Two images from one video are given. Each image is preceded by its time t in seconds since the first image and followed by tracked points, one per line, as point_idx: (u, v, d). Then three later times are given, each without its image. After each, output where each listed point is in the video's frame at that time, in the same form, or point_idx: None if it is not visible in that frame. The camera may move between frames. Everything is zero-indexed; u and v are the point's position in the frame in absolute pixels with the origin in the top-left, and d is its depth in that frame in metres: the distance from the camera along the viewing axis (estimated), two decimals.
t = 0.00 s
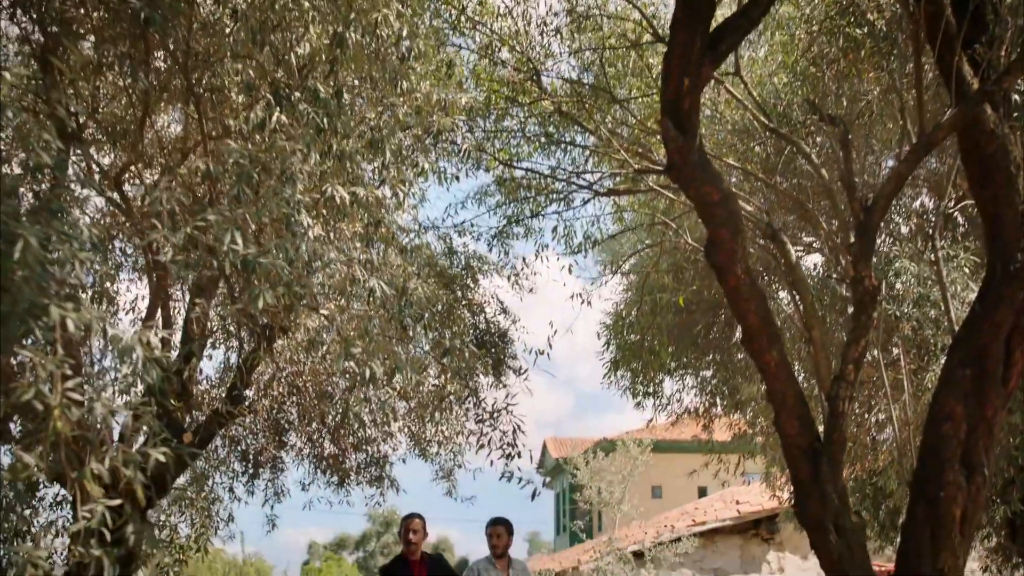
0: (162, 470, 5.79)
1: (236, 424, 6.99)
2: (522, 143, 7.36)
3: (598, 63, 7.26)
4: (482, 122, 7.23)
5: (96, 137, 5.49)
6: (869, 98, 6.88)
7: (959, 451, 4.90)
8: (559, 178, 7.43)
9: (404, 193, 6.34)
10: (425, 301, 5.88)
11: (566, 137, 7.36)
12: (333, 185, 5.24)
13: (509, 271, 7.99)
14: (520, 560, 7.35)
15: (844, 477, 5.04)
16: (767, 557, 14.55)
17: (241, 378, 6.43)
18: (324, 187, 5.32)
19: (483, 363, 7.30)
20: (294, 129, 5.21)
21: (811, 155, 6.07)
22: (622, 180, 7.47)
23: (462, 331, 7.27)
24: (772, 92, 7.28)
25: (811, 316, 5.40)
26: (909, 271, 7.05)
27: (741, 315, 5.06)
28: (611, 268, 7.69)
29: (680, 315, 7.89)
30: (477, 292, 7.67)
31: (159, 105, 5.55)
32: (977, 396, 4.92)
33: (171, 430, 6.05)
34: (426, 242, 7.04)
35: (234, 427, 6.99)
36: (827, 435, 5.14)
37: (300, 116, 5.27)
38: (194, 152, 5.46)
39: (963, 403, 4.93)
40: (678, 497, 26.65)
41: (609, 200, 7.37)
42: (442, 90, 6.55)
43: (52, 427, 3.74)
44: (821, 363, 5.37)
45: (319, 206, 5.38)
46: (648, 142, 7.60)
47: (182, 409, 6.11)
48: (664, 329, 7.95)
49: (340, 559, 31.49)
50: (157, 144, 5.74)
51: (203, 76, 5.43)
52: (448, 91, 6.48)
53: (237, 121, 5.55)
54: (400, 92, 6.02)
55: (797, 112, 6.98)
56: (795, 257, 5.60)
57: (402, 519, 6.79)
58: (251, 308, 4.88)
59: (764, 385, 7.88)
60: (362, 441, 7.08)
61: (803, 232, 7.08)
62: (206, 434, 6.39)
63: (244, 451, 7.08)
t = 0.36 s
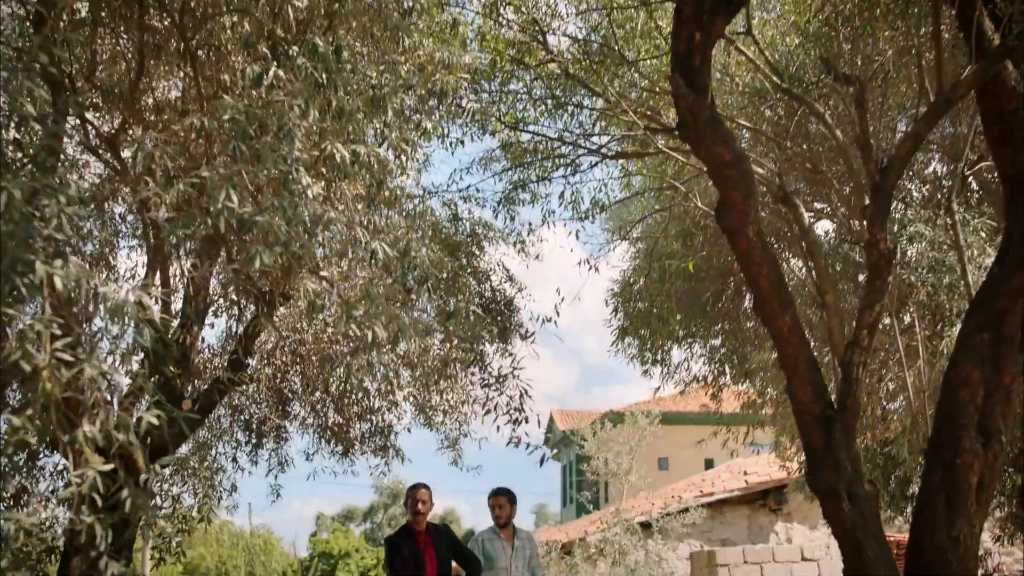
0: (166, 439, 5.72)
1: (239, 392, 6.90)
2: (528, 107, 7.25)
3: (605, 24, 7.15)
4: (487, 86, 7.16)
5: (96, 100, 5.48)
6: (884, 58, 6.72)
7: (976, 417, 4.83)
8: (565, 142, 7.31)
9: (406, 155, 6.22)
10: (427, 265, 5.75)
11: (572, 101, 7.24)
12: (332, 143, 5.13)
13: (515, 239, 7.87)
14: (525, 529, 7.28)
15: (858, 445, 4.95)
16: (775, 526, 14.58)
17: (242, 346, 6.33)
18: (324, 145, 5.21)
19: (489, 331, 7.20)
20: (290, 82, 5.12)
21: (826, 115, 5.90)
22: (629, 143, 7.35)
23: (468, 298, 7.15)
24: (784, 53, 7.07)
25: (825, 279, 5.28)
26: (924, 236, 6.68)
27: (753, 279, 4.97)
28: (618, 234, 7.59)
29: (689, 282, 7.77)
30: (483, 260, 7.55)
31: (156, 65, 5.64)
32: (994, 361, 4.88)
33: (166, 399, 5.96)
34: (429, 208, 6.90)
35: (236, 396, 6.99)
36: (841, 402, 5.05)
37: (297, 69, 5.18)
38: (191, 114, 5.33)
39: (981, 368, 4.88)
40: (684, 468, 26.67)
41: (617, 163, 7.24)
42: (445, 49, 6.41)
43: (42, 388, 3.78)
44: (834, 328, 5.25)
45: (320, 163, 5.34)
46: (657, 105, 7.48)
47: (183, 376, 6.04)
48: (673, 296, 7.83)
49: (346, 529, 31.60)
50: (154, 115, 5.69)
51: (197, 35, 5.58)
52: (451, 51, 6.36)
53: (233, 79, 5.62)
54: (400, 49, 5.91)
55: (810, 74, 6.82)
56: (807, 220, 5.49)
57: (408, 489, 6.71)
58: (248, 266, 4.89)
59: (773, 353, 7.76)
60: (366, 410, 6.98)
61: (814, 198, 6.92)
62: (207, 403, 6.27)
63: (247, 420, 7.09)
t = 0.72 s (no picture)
0: (170, 407, 5.65)
1: (243, 362, 6.80)
2: (537, 69, 7.13)
3: None
4: (496, 48, 6.95)
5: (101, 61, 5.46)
6: (904, 15, 6.53)
7: (997, 385, 4.72)
8: (576, 105, 7.19)
9: (413, 118, 6.10)
10: (432, 230, 5.77)
11: (582, 63, 7.12)
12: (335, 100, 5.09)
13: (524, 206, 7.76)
14: (533, 500, 7.19)
15: (876, 412, 4.84)
16: (785, 498, 14.92)
17: (247, 313, 6.24)
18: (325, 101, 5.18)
19: (497, 299, 7.09)
20: (289, 35, 5.04)
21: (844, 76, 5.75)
22: (640, 105, 7.23)
23: (476, 266, 7.01)
24: (800, 10, 6.84)
25: (842, 241, 5.16)
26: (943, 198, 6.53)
27: (768, 242, 4.86)
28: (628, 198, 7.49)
29: (701, 250, 7.62)
30: (491, 227, 7.42)
31: (154, 22, 5.67)
32: (1015, 326, 4.79)
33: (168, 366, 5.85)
34: (436, 173, 6.78)
35: (240, 365, 6.87)
36: (857, 369, 4.94)
37: (296, 22, 5.10)
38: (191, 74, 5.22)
39: (1001, 334, 4.78)
40: (692, 441, 26.69)
41: (628, 126, 7.09)
42: (449, 7, 6.29)
43: (25, 350, 3.66)
44: (851, 293, 5.13)
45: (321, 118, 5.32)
46: (669, 67, 7.33)
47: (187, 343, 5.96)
48: (684, 263, 7.67)
49: (354, 501, 31.64)
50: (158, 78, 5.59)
51: None
52: (456, 8, 6.25)
53: (232, 34, 5.43)
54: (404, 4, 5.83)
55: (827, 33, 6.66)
56: (823, 182, 5.37)
57: (418, 459, 6.62)
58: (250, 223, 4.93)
59: (787, 322, 7.63)
60: (373, 379, 6.87)
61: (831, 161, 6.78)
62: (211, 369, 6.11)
63: (252, 390, 6.97)
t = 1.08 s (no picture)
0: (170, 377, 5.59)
1: (242, 332, 6.67)
2: (542, 32, 6.98)
3: None
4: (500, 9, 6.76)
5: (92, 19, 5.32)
6: None
7: (1015, 353, 4.70)
8: (581, 69, 7.04)
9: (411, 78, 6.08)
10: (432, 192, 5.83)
11: (588, 25, 6.96)
12: (332, 57, 5.09)
13: (529, 173, 7.63)
14: (539, 472, 7.10)
15: (890, 381, 4.75)
16: (792, 471, 14.95)
17: (246, 281, 6.12)
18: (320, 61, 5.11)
19: (500, 268, 6.95)
20: None
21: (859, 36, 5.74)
22: (647, 68, 7.09)
23: (480, 233, 6.87)
24: None
25: (856, 204, 5.04)
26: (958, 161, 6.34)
27: (779, 205, 4.79)
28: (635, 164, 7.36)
29: (709, 217, 7.47)
30: (495, 194, 7.27)
31: None
32: None
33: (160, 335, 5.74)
34: (438, 137, 6.62)
35: (240, 335, 6.75)
36: (871, 337, 4.84)
37: None
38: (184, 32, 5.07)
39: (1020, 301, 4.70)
40: (697, 413, 26.65)
41: (635, 89, 6.95)
42: None
43: None
44: (865, 258, 5.00)
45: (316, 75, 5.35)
46: (677, 28, 7.16)
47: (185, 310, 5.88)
48: (692, 231, 7.51)
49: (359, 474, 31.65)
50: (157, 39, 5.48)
51: None
52: None
53: None
54: None
55: None
56: (837, 144, 5.23)
57: (421, 431, 6.47)
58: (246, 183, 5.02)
59: (796, 291, 7.48)
60: (375, 349, 6.76)
61: (843, 125, 6.61)
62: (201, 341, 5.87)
63: (252, 360, 6.86)
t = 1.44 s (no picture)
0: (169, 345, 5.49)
1: (242, 302, 6.54)
2: None
3: None
4: None
5: None
6: None
7: None
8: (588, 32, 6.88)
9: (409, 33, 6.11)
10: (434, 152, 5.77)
11: None
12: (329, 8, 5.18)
13: (534, 139, 7.49)
14: (546, 444, 6.98)
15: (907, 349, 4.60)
16: (800, 443, 14.91)
17: (245, 247, 5.97)
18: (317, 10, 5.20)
19: (506, 236, 6.80)
20: None
21: None
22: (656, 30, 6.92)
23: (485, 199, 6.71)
24: None
25: (872, 166, 4.89)
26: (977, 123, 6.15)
27: (793, 166, 4.65)
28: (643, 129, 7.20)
29: (718, 183, 7.31)
30: (500, 161, 7.12)
31: None
32: None
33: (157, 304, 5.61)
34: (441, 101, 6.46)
35: (240, 305, 6.61)
36: (888, 302, 4.68)
37: None
38: None
39: None
40: (703, 385, 26.62)
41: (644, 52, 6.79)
42: None
43: None
44: (881, 221, 4.86)
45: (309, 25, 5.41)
46: None
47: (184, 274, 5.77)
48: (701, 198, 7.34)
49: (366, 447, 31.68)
50: None
51: None
52: None
53: None
54: None
55: None
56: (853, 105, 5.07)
57: (426, 402, 6.37)
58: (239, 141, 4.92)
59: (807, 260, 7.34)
60: (377, 319, 6.81)
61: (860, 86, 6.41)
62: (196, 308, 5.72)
63: (254, 331, 6.74)
